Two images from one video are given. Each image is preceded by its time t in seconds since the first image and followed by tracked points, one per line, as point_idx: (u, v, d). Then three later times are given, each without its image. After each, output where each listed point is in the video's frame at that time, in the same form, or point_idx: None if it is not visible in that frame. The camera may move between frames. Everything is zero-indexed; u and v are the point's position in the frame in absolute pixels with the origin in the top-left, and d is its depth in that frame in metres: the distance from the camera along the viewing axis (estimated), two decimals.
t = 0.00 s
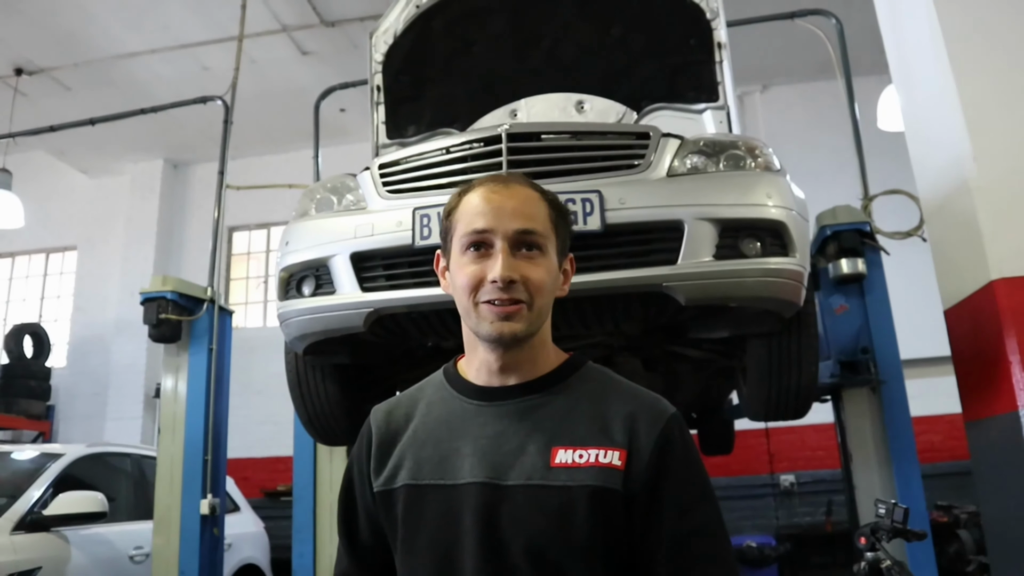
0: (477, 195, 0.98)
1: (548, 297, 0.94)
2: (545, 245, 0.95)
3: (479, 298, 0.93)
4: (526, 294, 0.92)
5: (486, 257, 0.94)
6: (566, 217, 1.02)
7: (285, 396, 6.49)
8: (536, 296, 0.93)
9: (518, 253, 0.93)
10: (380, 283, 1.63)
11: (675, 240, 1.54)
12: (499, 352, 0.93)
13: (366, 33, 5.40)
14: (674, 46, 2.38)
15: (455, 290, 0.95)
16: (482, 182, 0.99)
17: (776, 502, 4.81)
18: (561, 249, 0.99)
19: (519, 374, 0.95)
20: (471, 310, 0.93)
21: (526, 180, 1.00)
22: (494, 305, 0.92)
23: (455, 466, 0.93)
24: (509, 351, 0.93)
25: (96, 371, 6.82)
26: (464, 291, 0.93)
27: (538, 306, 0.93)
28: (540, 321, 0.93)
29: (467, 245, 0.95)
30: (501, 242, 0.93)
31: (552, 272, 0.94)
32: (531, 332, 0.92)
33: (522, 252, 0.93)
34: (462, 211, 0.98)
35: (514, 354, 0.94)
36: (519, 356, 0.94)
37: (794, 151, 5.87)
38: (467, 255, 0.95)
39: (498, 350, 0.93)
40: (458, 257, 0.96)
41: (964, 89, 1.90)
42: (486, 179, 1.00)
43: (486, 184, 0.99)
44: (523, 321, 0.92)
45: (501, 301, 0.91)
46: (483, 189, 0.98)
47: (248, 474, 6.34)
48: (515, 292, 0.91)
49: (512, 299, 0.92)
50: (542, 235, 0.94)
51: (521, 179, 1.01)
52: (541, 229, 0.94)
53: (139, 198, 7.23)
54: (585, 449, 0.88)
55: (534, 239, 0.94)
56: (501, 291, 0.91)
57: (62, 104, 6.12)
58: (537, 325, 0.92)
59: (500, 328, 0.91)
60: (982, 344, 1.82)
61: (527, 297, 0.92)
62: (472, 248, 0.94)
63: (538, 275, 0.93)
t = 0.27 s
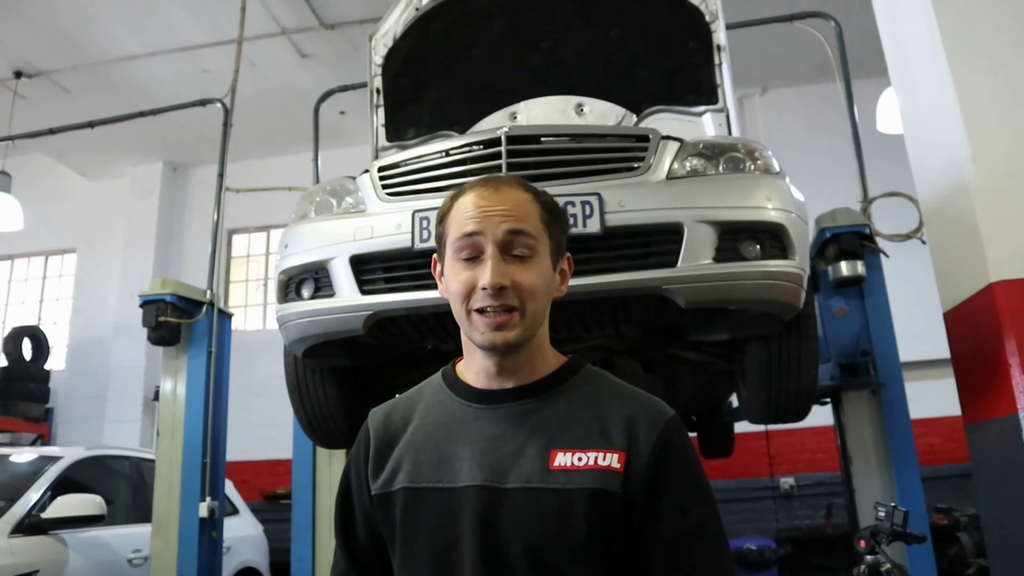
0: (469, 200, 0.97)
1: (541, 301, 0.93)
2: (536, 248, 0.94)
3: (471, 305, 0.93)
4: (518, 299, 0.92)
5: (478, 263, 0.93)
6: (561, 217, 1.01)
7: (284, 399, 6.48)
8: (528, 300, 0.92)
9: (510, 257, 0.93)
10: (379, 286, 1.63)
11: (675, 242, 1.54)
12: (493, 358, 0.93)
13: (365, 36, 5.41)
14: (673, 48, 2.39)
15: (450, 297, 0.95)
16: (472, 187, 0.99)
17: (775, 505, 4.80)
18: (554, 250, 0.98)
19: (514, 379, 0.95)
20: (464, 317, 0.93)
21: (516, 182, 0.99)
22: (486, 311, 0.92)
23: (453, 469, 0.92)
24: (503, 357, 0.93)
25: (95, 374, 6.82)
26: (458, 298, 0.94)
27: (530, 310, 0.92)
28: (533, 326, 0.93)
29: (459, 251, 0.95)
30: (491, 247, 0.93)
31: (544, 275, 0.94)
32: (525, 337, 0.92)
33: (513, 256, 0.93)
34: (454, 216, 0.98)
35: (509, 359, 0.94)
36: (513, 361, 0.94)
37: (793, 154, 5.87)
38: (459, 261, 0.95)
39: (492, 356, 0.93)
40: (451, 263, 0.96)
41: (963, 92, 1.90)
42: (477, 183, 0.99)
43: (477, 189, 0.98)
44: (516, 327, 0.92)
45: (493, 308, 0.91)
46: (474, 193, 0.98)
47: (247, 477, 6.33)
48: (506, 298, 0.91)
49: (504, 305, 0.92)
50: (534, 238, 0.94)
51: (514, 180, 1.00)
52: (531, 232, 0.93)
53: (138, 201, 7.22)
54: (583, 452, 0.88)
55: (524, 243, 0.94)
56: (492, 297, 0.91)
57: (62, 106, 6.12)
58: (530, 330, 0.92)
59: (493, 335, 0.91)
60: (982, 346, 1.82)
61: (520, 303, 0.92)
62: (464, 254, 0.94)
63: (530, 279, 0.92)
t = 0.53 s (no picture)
0: (458, 208, 0.97)
1: (535, 308, 0.93)
2: (529, 254, 0.94)
3: (467, 315, 0.92)
4: (513, 307, 0.92)
5: (471, 272, 0.93)
6: (550, 221, 1.01)
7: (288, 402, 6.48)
8: (524, 307, 0.92)
9: (503, 265, 0.93)
10: (380, 290, 1.62)
11: (678, 245, 1.54)
12: (490, 367, 0.93)
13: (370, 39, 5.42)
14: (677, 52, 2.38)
15: (443, 307, 0.94)
16: (461, 194, 0.98)
17: (780, 509, 4.78)
18: (546, 255, 0.98)
19: (510, 386, 0.95)
20: (460, 327, 0.93)
21: (505, 188, 0.99)
22: (483, 321, 0.91)
23: (449, 476, 0.92)
24: (500, 366, 0.93)
25: (100, 377, 6.83)
26: (452, 308, 0.93)
27: (526, 317, 0.92)
28: (529, 334, 0.92)
29: (451, 260, 0.94)
30: (484, 255, 0.92)
31: (539, 280, 0.93)
32: (522, 344, 0.92)
33: (506, 263, 0.93)
34: (444, 225, 0.97)
35: (506, 367, 0.93)
36: (509, 369, 0.94)
37: (798, 157, 5.85)
38: (452, 271, 0.94)
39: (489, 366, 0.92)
40: (443, 273, 0.95)
41: (968, 94, 1.89)
42: (466, 190, 0.99)
43: (466, 197, 0.98)
44: (512, 335, 0.91)
45: (489, 317, 0.91)
46: (463, 201, 0.97)
47: (251, 481, 6.34)
48: (502, 307, 0.91)
49: (499, 313, 0.92)
50: (527, 245, 0.94)
51: (502, 185, 1.00)
52: (524, 239, 0.93)
53: (143, 204, 7.25)
54: (578, 458, 0.87)
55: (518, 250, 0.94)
56: (488, 307, 0.90)
57: (67, 110, 6.15)
58: (527, 338, 0.92)
59: (489, 345, 0.91)
60: (987, 350, 1.80)
61: (515, 311, 0.92)
62: (456, 263, 0.94)
63: (524, 286, 0.92)
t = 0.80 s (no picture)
0: (441, 215, 0.97)
1: (519, 314, 0.93)
2: (512, 260, 0.93)
3: (450, 322, 0.92)
4: (497, 313, 0.91)
5: (454, 278, 0.93)
6: (536, 229, 1.01)
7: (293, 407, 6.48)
8: (507, 314, 0.92)
9: (487, 270, 0.93)
10: (379, 297, 1.61)
11: (678, 251, 1.53)
12: (474, 374, 0.92)
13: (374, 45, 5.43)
14: (679, 56, 2.37)
15: (426, 314, 0.94)
16: (445, 201, 0.99)
17: (786, 515, 4.75)
18: (531, 261, 0.97)
19: (495, 395, 0.94)
20: (443, 334, 0.92)
21: (489, 195, 0.99)
22: (466, 327, 0.91)
23: (435, 487, 0.91)
24: (484, 373, 0.92)
25: (105, 382, 6.84)
26: (435, 315, 0.93)
27: (510, 324, 0.92)
28: (513, 340, 0.92)
29: (434, 266, 0.94)
30: (467, 261, 0.92)
31: (523, 286, 0.93)
32: (506, 351, 0.91)
33: (490, 269, 0.93)
34: (428, 231, 0.97)
35: (490, 374, 0.93)
36: (493, 376, 0.93)
37: (802, 162, 5.84)
38: (435, 277, 0.94)
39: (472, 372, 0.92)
40: (426, 279, 0.95)
41: (970, 98, 1.87)
42: (450, 197, 0.99)
43: (449, 203, 0.98)
44: (495, 341, 0.91)
45: (472, 323, 0.91)
46: (447, 207, 0.97)
47: (256, 486, 6.33)
48: (485, 313, 0.90)
49: (483, 319, 0.91)
50: (510, 250, 0.93)
51: (487, 193, 1.00)
52: (507, 243, 0.93)
53: (148, 210, 7.27)
54: (565, 468, 0.87)
55: (501, 255, 0.93)
56: (471, 312, 0.90)
57: (72, 115, 6.17)
58: (510, 344, 0.91)
59: (472, 351, 0.90)
60: (992, 356, 1.78)
61: (499, 317, 0.91)
62: (439, 269, 0.94)
63: (507, 292, 0.91)
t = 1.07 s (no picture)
0: (441, 217, 0.97)
1: (516, 320, 0.92)
2: (511, 266, 0.93)
3: (446, 326, 0.91)
4: (494, 319, 0.91)
5: (452, 281, 0.92)
6: (534, 235, 1.00)
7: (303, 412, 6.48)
8: (504, 320, 0.91)
9: (485, 275, 0.92)
10: (383, 302, 1.61)
11: (683, 257, 1.51)
12: (469, 379, 0.92)
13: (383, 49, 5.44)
14: (687, 60, 2.36)
15: (422, 317, 0.94)
16: (445, 204, 0.98)
17: (798, 521, 4.71)
18: (529, 268, 0.97)
19: (490, 402, 0.94)
20: (439, 338, 0.92)
21: (490, 200, 0.99)
22: (462, 332, 0.90)
23: (427, 497, 0.91)
24: (479, 378, 0.92)
25: (116, 386, 6.88)
26: (431, 318, 0.92)
27: (507, 330, 0.91)
28: (509, 346, 0.91)
29: (431, 269, 0.94)
30: (466, 264, 0.92)
31: (521, 293, 0.93)
32: (501, 357, 0.91)
33: (488, 274, 0.92)
34: (426, 233, 0.97)
35: (485, 380, 0.92)
36: (489, 382, 0.93)
37: (813, 166, 5.80)
38: (432, 280, 0.94)
39: (467, 378, 0.91)
40: (423, 282, 0.94)
41: (982, 101, 1.85)
42: (450, 200, 0.99)
43: (449, 206, 0.98)
44: (491, 347, 0.91)
45: (468, 328, 0.90)
46: (447, 210, 0.97)
47: (266, 491, 6.34)
48: (482, 318, 0.90)
49: (479, 324, 0.91)
50: (509, 255, 0.93)
51: (486, 198, 1.00)
52: (506, 248, 0.93)
53: (160, 215, 7.31)
54: (558, 477, 0.86)
55: (500, 260, 0.93)
56: (468, 317, 0.90)
57: (84, 121, 6.22)
58: (506, 350, 0.91)
59: (468, 356, 0.90)
60: (1003, 362, 1.75)
61: (496, 323, 0.91)
62: (437, 273, 0.93)
63: (505, 297, 0.91)
